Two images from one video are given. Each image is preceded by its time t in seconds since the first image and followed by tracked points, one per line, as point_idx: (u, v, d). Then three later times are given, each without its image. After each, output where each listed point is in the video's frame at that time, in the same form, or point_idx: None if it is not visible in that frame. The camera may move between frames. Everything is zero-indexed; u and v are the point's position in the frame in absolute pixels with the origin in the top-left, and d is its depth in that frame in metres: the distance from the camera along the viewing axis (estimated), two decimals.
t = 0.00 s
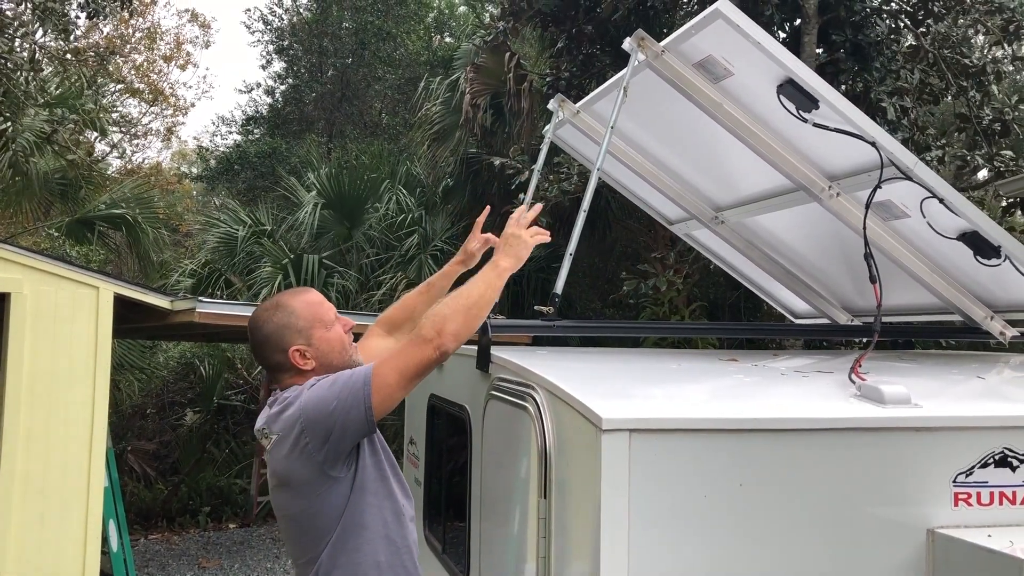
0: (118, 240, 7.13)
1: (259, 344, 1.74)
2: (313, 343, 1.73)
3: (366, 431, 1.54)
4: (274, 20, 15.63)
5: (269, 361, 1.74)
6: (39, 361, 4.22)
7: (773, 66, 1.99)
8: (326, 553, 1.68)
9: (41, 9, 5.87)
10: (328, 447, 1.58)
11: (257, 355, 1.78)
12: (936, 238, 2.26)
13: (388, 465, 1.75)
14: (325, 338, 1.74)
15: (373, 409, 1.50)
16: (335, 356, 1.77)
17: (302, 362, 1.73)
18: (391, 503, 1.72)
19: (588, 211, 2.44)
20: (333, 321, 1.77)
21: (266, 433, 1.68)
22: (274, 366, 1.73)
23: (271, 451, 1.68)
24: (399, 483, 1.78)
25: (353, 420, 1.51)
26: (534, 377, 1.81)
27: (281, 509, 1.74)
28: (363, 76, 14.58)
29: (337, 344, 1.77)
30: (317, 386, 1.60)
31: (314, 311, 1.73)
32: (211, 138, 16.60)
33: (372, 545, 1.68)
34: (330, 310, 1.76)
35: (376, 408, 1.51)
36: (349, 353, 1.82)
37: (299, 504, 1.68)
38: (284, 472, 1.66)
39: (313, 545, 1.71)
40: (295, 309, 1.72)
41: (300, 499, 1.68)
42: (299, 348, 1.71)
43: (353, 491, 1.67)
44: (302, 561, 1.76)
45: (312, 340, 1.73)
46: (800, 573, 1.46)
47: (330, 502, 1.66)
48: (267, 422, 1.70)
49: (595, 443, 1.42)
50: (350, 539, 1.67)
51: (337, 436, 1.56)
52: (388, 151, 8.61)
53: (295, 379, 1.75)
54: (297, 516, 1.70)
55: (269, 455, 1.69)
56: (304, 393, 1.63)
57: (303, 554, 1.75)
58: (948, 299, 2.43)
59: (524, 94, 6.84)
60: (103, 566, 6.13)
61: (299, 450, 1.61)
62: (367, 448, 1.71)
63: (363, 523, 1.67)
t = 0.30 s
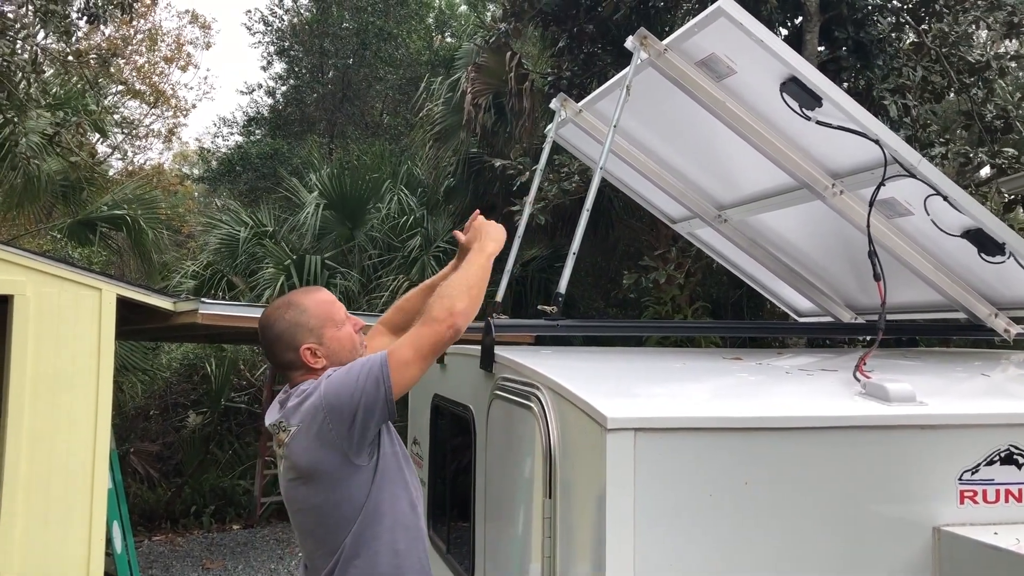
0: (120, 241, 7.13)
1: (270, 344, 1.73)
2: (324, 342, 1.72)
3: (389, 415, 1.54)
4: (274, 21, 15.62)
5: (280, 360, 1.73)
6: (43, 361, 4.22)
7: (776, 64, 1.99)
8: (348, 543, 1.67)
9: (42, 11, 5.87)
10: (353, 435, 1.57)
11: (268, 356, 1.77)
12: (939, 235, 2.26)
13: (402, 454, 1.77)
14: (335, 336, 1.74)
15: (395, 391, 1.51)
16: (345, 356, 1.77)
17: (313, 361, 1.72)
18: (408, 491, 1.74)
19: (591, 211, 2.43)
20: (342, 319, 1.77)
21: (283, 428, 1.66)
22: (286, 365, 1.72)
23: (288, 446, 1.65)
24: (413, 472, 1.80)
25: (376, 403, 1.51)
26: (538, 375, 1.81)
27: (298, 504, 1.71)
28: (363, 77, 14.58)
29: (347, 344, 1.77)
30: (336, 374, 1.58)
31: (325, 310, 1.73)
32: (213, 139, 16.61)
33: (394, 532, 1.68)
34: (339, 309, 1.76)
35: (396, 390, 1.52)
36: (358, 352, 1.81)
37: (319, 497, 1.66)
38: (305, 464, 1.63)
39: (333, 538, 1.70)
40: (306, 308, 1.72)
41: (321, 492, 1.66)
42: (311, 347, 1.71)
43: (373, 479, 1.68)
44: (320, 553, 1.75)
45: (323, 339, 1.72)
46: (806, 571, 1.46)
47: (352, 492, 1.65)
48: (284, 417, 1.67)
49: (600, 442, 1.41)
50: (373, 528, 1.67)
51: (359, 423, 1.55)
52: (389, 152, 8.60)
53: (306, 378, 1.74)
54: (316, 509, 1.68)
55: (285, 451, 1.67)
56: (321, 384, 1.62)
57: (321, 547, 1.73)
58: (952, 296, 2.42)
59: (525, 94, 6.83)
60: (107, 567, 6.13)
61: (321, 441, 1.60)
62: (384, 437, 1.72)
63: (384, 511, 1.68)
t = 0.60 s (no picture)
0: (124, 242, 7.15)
1: (279, 345, 1.73)
2: (333, 343, 1.72)
3: (399, 420, 1.55)
4: (276, 22, 15.63)
5: (288, 361, 1.73)
6: (46, 363, 4.23)
7: (779, 62, 1.98)
8: (357, 544, 1.68)
9: (45, 13, 5.88)
10: (364, 438, 1.58)
11: (276, 357, 1.77)
12: (943, 232, 2.25)
13: (407, 456, 1.78)
14: (344, 337, 1.74)
15: (406, 401, 1.52)
16: (354, 356, 1.77)
17: (322, 362, 1.72)
18: (414, 492, 1.75)
19: (594, 209, 2.43)
20: (350, 320, 1.77)
21: (291, 429, 1.66)
22: (294, 365, 1.73)
23: (296, 447, 1.65)
24: (417, 473, 1.81)
25: (388, 410, 1.53)
26: (541, 375, 1.81)
27: (306, 504, 1.71)
28: (365, 77, 14.59)
29: (355, 344, 1.77)
30: (346, 380, 1.59)
31: (333, 311, 1.73)
32: (215, 140, 16.64)
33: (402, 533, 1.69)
34: (347, 310, 1.76)
35: (407, 400, 1.52)
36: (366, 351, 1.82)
37: (328, 498, 1.67)
38: (315, 467, 1.64)
39: (341, 538, 1.70)
40: (314, 310, 1.72)
41: (330, 493, 1.66)
42: (319, 348, 1.71)
43: (382, 480, 1.68)
44: (326, 553, 1.75)
45: (331, 340, 1.72)
46: (810, 569, 1.45)
47: (361, 492, 1.66)
48: (293, 420, 1.67)
49: (604, 441, 1.41)
50: (382, 528, 1.68)
51: (371, 427, 1.56)
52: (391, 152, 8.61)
53: (314, 378, 1.74)
54: (324, 510, 1.69)
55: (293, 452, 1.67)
56: (332, 388, 1.62)
57: (326, 546, 1.74)
58: (955, 293, 2.43)
59: (527, 94, 6.83)
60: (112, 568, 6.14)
61: (330, 443, 1.61)
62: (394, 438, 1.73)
63: (392, 513, 1.69)
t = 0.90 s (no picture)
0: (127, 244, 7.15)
1: (294, 346, 1.71)
2: (349, 343, 1.71)
3: (433, 413, 1.57)
4: (278, 22, 15.64)
5: (304, 362, 1.70)
6: (49, 363, 4.24)
7: (780, 61, 1.98)
8: (392, 540, 1.67)
9: (46, 14, 5.88)
10: (400, 433, 1.57)
11: (290, 357, 1.75)
12: (944, 230, 2.25)
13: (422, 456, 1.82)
14: (360, 336, 1.72)
15: (443, 391, 1.55)
16: (369, 356, 1.75)
17: (338, 363, 1.70)
18: (432, 491, 1.79)
19: (595, 209, 2.42)
20: (365, 319, 1.75)
21: (316, 426, 1.61)
22: (310, 366, 1.70)
23: (321, 444, 1.61)
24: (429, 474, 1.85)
25: (427, 402, 1.54)
26: (543, 375, 1.81)
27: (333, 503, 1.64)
28: (367, 77, 14.59)
29: (371, 343, 1.75)
30: (379, 374, 1.56)
31: (348, 311, 1.71)
32: (217, 141, 16.65)
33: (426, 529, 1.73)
34: (362, 309, 1.74)
35: (443, 390, 1.56)
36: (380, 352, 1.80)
37: (360, 496, 1.63)
38: (346, 464, 1.59)
39: (371, 536, 1.67)
40: (329, 310, 1.70)
41: (362, 490, 1.62)
42: (335, 349, 1.69)
43: (411, 477, 1.71)
44: (350, 553, 1.70)
45: (347, 341, 1.70)
46: (811, 569, 1.45)
47: (395, 489, 1.65)
48: (319, 419, 1.61)
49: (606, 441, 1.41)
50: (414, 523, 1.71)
51: (406, 423, 1.56)
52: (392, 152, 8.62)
53: (330, 379, 1.71)
54: (355, 509, 1.64)
55: (315, 451, 1.63)
56: (362, 383, 1.58)
57: (351, 546, 1.69)
58: (956, 292, 2.43)
59: (528, 94, 6.83)
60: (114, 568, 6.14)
61: (364, 439, 1.57)
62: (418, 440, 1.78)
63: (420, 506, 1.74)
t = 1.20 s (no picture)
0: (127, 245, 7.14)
1: (326, 345, 1.66)
2: (381, 342, 1.68)
3: (472, 412, 1.58)
4: (278, 22, 15.65)
5: (336, 361, 1.66)
6: (49, 364, 4.24)
7: (779, 60, 1.98)
8: (432, 538, 1.66)
9: (45, 14, 5.83)
10: (441, 433, 1.57)
11: (318, 357, 1.70)
12: (942, 228, 2.24)
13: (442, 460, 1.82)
14: (391, 335, 1.70)
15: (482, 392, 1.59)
16: (398, 355, 1.73)
17: (371, 362, 1.67)
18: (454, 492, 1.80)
19: (595, 209, 2.42)
20: (395, 318, 1.73)
21: (355, 425, 1.58)
22: (342, 366, 1.66)
23: (360, 443, 1.58)
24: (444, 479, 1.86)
25: (469, 403, 1.56)
26: (542, 376, 1.81)
27: (375, 502, 1.59)
28: (367, 77, 14.61)
29: (400, 342, 1.73)
30: (421, 374, 1.57)
31: (380, 309, 1.68)
32: (217, 141, 16.65)
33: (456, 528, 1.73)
34: (391, 307, 1.72)
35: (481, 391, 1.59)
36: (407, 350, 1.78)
37: (403, 494, 1.60)
38: (388, 464, 1.56)
39: (409, 536, 1.63)
40: (362, 308, 1.67)
41: (405, 489, 1.59)
42: (369, 348, 1.66)
43: (446, 477, 1.70)
44: (384, 556, 1.63)
45: (379, 339, 1.68)
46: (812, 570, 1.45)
47: (434, 488, 1.64)
48: (356, 420, 1.59)
49: (606, 442, 1.41)
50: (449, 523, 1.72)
51: (448, 424, 1.56)
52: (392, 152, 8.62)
53: (361, 379, 1.68)
54: (396, 507, 1.60)
55: (352, 451, 1.59)
56: (403, 384, 1.57)
57: (389, 548, 1.63)
58: (956, 291, 2.43)
59: (528, 93, 6.84)
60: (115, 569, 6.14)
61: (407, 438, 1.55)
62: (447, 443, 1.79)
63: (451, 509, 1.73)
